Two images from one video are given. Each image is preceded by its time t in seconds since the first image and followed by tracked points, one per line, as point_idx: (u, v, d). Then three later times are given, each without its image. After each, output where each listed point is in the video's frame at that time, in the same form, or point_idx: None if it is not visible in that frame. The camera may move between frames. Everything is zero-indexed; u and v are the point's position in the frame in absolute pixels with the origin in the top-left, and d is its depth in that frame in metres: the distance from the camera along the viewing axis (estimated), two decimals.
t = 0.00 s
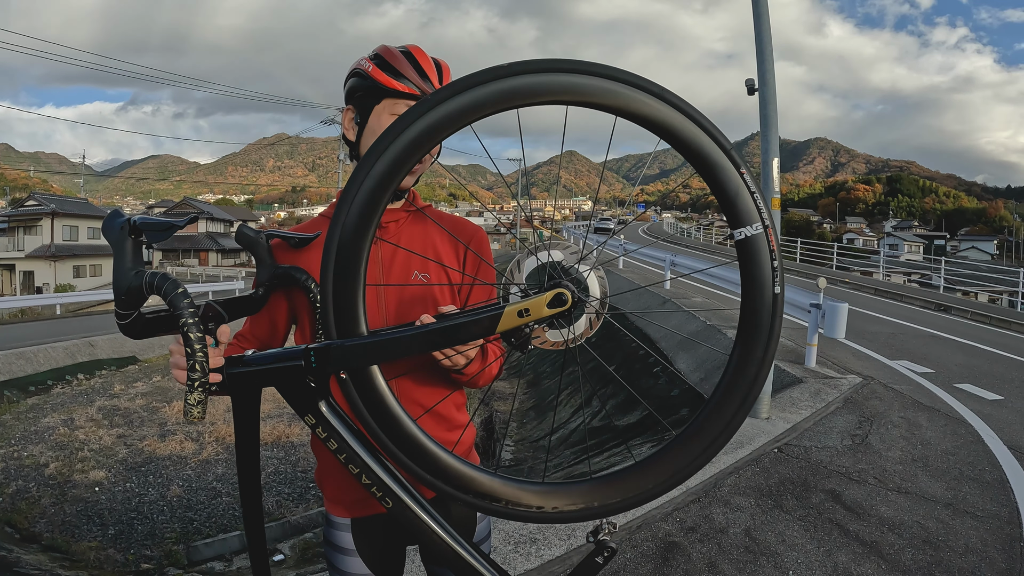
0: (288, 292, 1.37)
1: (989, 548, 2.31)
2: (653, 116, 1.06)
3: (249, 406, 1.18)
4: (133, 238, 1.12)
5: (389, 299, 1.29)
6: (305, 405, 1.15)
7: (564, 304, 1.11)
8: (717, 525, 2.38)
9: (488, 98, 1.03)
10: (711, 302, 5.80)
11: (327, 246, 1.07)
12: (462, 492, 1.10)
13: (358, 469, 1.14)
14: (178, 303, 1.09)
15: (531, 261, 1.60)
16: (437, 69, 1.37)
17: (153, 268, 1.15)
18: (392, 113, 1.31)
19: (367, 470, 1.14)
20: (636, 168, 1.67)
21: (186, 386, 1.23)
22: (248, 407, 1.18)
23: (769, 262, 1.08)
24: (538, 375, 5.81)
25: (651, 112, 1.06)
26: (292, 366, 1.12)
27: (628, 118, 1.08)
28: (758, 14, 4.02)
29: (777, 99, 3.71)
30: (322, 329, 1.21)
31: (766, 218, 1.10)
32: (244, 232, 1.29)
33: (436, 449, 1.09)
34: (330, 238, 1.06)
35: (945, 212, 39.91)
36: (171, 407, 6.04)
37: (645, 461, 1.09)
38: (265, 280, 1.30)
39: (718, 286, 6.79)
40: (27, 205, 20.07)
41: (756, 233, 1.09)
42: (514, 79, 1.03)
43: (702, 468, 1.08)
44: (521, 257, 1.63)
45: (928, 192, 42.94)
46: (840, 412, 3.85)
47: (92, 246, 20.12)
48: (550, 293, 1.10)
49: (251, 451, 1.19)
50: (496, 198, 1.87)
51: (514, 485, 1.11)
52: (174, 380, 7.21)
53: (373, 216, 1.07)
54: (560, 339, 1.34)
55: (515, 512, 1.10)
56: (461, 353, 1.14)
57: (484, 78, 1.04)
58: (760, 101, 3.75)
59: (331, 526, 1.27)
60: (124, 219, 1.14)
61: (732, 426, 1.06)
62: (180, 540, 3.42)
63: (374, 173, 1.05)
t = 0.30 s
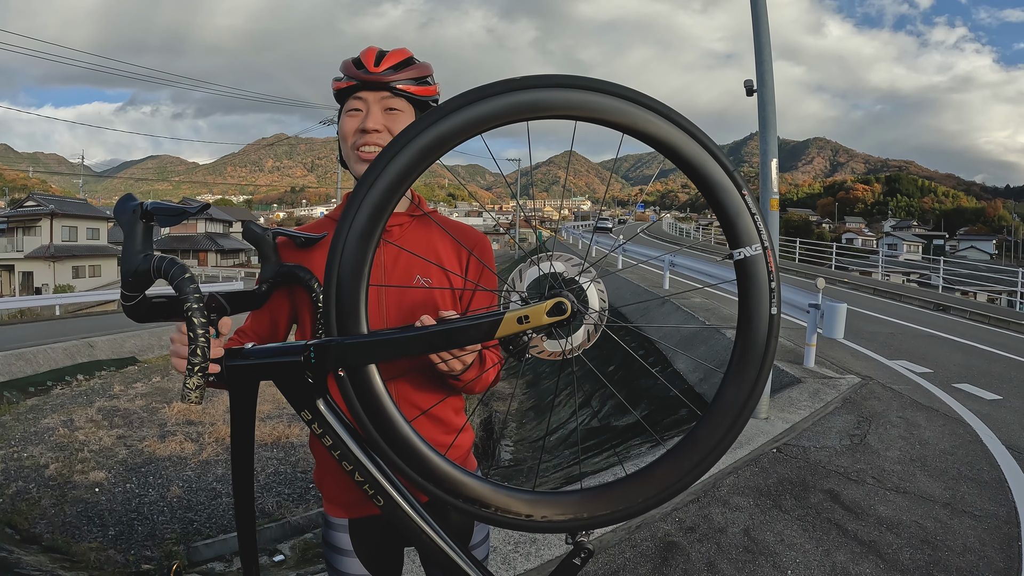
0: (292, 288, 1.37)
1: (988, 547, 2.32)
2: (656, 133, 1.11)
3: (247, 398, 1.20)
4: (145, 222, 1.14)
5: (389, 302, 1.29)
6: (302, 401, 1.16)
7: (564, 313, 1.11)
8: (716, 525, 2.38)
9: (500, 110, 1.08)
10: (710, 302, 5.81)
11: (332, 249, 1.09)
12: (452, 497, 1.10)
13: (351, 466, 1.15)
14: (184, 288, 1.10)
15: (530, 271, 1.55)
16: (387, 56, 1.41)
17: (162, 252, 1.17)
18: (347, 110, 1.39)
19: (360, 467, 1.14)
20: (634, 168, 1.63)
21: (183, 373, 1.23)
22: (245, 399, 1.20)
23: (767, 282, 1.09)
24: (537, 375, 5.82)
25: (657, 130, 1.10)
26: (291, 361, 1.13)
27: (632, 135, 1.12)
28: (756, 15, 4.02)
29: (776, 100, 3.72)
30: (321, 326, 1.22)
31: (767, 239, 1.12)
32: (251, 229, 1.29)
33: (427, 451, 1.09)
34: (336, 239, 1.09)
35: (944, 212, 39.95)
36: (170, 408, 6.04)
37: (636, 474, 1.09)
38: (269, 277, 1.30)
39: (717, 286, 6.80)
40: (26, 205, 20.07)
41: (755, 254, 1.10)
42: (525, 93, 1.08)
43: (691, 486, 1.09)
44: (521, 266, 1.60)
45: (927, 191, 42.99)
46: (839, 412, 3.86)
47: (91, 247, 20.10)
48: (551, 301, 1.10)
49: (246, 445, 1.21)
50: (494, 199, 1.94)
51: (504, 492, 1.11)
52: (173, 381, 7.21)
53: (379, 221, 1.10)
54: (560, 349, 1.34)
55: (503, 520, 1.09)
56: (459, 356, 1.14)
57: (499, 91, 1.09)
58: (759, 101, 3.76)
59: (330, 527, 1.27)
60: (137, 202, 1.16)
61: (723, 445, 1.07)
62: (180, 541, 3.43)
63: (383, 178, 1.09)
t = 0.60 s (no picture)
0: (289, 287, 1.38)
1: (986, 547, 2.32)
2: (655, 146, 1.11)
3: (239, 390, 1.21)
4: (148, 209, 1.16)
5: (385, 303, 1.30)
6: (295, 396, 1.16)
7: (556, 319, 1.12)
8: (714, 524, 2.39)
9: (500, 120, 1.09)
10: (709, 302, 5.82)
11: (330, 252, 1.10)
12: (438, 500, 1.10)
13: (340, 463, 1.16)
14: (183, 275, 1.12)
15: (526, 278, 1.55)
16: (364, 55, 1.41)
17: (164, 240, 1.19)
18: (333, 114, 1.40)
19: (349, 464, 1.16)
20: (633, 169, 1.64)
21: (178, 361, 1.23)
22: (238, 391, 1.21)
23: (759, 296, 1.10)
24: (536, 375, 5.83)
25: (656, 144, 1.11)
26: (284, 357, 1.13)
27: (629, 145, 1.13)
28: (755, 16, 4.03)
29: (775, 101, 3.72)
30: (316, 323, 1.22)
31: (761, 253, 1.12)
32: (253, 225, 1.31)
33: (413, 452, 1.10)
34: (334, 243, 1.10)
35: (943, 212, 39.97)
36: (170, 408, 6.05)
37: (625, 483, 1.10)
38: (268, 274, 1.31)
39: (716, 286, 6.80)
40: (25, 205, 20.05)
41: (748, 269, 1.11)
42: (525, 103, 1.09)
43: (677, 497, 1.09)
44: (517, 271, 1.61)
45: (926, 192, 43.03)
46: (837, 411, 3.87)
47: (90, 247, 20.08)
48: (543, 307, 1.11)
49: (236, 440, 1.24)
50: (494, 199, 1.97)
51: (490, 496, 1.11)
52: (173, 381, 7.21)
53: (377, 226, 1.11)
54: (553, 356, 1.35)
55: (488, 525, 1.10)
56: (454, 358, 1.15)
57: (503, 99, 1.09)
58: (758, 102, 3.76)
59: (325, 523, 1.29)
60: (142, 189, 1.18)
61: (712, 457, 1.08)
62: (180, 540, 3.44)
63: (382, 185, 1.10)
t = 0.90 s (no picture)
0: (290, 284, 1.38)
1: (983, 545, 2.33)
2: (654, 152, 1.12)
3: (240, 385, 1.21)
4: (156, 201, 1.16)
5: (385, 301, 1.30)
6: (295, 390, 1.17)
7: (554, 318, 1.12)
8: (713, 523, 2.39)
9: (500, 124, 1.09)
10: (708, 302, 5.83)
11: (331, 254, 1.10)
12: (434, 496, 1.11)
13: (338, 457, 1.16)
14: (190, 267, 1.12)
15: (524, 279, 1.57)
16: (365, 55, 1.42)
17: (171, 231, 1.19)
18: (333, 113, 1.40)
19: (347, 459, 1.16)
20: (631, 170, 1.64)
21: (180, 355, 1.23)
22: (238, 387, 1.21)
23: (753, 301, 1.11)
24: (535, 374, 5.84)
25: (655, 151, 1.11)
26: (285, 352, 1.14)
27: (629, 151, 1.14)
28: (755, 15, 4.02)
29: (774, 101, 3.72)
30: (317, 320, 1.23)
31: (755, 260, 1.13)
32: (257, 223, 1.31)
33: (410, 447, 1.10)
34: (335, 245, 1.10)
35: (942, 212, 40.01)
36: (169, 407, 6.05)
37: (620, 482, 1.10)
38: (271, 271, 1.31)
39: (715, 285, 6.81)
40: (24, 205, 20.04)
41: (741, 274, 1.12)
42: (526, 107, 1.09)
43: (670, 498, 1.10)
44: (516, 273, 1.61)
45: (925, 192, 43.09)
46: (836, 411, 3.88)
47: (89, 247, 20.07)
48: (541, 306, 1.11)
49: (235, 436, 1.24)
50: (494, 199, 1.98)
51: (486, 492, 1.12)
52: (172, 380, 7.21)
53: (378, 228, 1.11)
54: (551, 356, 1.35)
55: (484, 522, 1.10)
56: (452, 356, 1.15)
57: (505, 104, 1.10)
58: (758, 102, 3.76)
59: (323, 520, 1.29)
60: (151, 182, 1.18)
61: (704, 461, 1.08)
62: (180, 540, 3.44)
63: (382, 188, 1.10)
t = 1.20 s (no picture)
0: (292, 283, 1.38)
1: (982, 544, 2.34)
2: (653, 147, 1.12)
3: (243, 386, 1.21)
4: (157, 203, 1.15)
5: (386, 300, 1.30)
6: (298, 389, 1.17)
7: (554, 313, 1.13)
8: (713, 521, 2.40)
9: (500, 120, 1.09)
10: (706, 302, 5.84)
11: (332, 252, 1.10)
12: (438, 492, 1.11)
13: (342, 455, 1.16)
14: (190, 267, 1.12)
15: (524, 273, 1.57)
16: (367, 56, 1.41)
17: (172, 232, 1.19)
18: (336, 113, 1.40)
19: (351, 456, 1.16)
20: (631, 169, 1.64)
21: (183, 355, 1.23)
22: (241, 387, 1.21)
23: (755, 294, 1.11)
24: (535, 374, 5.84)
25: (654, 144, 1.12)
26: (288, 350, 1.14)
27: (630, 146, 1.14)
28: (754, 16, 4.03)
29: (773, 101, 3.73)
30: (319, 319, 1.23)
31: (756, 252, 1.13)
32: (258, 223, 1.30)
33: (413, 444, 1.10)
34: (337, 242, 1.10)
35: (941, 212, 40.06)
36: (169, 406, 6.04)
37: (621, 477, 1.10)
38: (273, 271, 1.31)
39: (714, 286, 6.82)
40: (23, 204, 20.03)
41: (743, 266, 1.12)
42: (528, 103, 1.09)
43: (673, 492, 1.10)
44: (516, 269, 1.62)
45: (923, 193, 43.17)
46: (835, 410, 3.89)
47: (88, 246, 20.06)
48: (541, 301, 1.11)
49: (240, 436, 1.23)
50: (493, 199, 1.99)
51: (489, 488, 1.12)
52: (171, 380, 7.20)
53: (380, 224, 1.12)
54: (552, 351, 1.36)
55: (487, 518, 1.10)
56: (453, 353, 1.15)
57: (504, 100, 1.10)
58: (757, 102, 3.77)
59: (324, 518, 1.29)
60: (151, 184, 1.17)
61: (709, 453, 1.08)
62: (179, 539, 3.43)
63: (382, 185, 1.10)
